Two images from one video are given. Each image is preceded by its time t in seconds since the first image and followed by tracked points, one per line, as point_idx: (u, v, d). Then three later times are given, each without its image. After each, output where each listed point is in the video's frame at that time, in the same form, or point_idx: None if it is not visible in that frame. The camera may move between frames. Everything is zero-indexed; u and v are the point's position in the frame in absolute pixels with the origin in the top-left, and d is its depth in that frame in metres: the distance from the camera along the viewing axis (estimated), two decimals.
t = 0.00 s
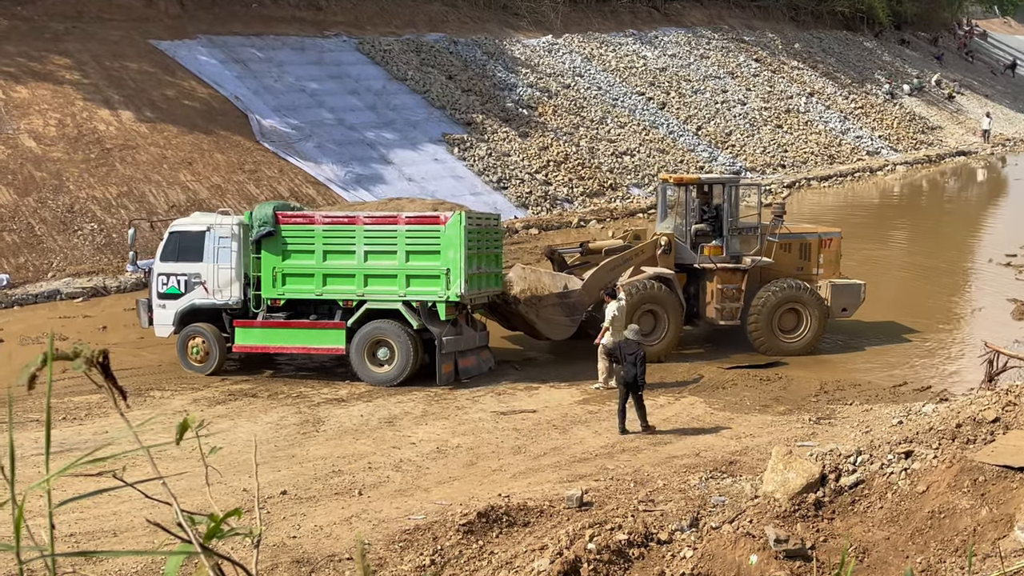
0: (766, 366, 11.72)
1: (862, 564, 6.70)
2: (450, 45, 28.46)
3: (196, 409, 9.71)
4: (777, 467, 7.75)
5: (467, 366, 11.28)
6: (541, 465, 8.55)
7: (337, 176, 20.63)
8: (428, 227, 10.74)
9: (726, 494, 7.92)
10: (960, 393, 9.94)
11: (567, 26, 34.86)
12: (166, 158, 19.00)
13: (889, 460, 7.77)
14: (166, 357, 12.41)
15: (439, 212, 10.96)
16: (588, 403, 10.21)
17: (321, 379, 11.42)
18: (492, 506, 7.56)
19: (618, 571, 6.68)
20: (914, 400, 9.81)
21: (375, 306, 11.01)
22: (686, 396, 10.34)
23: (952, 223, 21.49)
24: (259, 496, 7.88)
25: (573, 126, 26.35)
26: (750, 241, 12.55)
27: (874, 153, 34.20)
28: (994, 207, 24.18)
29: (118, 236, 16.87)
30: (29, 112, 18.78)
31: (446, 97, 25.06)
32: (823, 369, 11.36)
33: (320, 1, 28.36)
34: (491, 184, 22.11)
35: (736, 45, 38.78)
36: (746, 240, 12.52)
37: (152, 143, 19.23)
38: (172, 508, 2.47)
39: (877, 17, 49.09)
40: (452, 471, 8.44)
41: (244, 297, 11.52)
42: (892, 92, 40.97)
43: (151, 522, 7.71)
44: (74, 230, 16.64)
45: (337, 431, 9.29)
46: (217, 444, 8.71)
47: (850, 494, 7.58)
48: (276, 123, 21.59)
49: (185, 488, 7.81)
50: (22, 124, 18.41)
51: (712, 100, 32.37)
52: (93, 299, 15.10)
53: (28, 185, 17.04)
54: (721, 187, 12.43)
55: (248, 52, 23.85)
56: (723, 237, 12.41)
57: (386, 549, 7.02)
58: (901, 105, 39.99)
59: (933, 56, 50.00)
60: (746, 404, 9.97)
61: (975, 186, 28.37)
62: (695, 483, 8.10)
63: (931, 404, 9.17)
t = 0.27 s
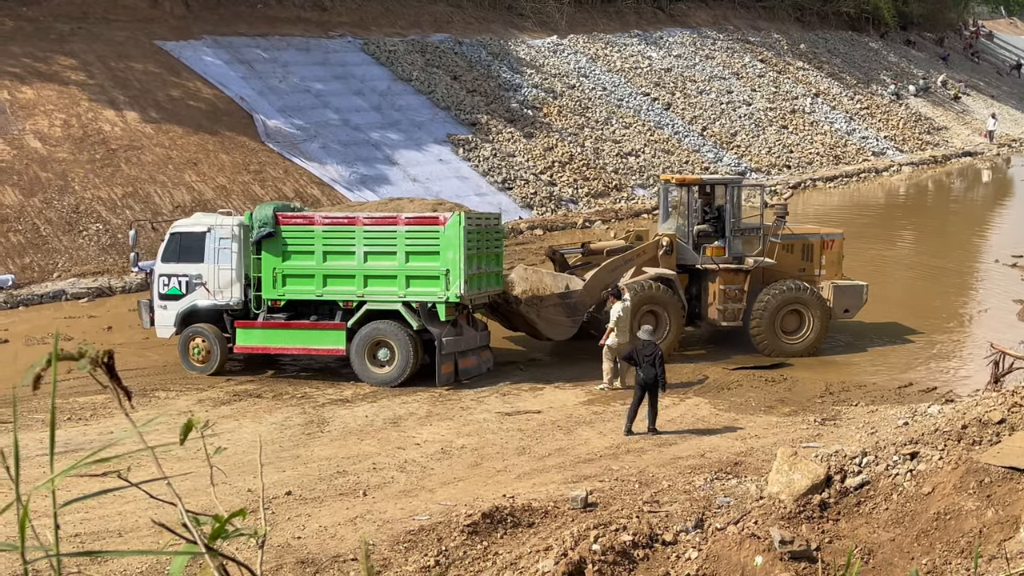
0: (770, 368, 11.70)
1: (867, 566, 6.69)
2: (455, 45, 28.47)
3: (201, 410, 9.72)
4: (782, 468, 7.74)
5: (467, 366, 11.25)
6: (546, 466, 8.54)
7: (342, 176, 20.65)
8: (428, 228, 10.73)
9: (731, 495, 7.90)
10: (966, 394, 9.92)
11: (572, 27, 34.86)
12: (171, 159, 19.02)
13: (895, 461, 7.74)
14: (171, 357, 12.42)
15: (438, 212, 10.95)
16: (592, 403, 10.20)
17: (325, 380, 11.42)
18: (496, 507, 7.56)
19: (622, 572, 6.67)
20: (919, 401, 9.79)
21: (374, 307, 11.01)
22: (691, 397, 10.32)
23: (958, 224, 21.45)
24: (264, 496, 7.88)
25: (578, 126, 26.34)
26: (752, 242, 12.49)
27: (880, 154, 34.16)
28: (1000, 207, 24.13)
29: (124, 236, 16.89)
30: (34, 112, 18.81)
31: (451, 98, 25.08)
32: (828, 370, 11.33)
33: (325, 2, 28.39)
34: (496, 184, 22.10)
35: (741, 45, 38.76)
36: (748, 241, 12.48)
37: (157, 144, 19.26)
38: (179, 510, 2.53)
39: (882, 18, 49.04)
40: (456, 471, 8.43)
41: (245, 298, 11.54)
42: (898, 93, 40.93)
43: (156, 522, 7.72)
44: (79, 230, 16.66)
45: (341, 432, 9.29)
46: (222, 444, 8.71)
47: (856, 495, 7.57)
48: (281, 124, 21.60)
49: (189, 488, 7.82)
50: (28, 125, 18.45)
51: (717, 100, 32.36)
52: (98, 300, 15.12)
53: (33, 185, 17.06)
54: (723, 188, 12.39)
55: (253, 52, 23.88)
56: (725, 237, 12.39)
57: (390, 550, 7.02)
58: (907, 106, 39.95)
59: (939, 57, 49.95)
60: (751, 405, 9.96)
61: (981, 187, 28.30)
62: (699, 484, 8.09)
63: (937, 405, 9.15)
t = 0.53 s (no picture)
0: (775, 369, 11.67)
1: (874, 568, 6.67)
2: (461, 46, 28.48)
3: (208, 410, 9.73)
4: (788, 470, 7.73)
5: (467, 367, 11.26)
6: (552, 467, 8.53)
7: (348, 177, 20.66)
8: (427, 229, 10.73)
9: (738, 496, 7.89)
10: (974, 396, 9.89)
11: (578, 27, 34.85)
12: (178, 159, 19.04)
13: (902, 463, 7.71)
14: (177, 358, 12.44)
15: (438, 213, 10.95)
16: (598, 405, 10.18)
17: (331, 380, 11.42)
18: (502, 508, 7.55)
19: (629, 573, 6.66)
20: (926, 403, 9.76)
21: (373, 308, 11.01)
22: (697, 398, 10.30)
23: (965, 226, 21.39)
24: (271, 497, 7.88)
25: (584, 127, 26.31)
26: (755, 243, 12.47)
27: (887, 155, 34.09)
28: (1007, 208, 24.06)
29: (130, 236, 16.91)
30: (41, 113, 18.85)
31: (457, 99, 25.08)
32: (833, 371, 11.30)
33: (331, 2, 28.42)
34: (502, 185, 22.10)
35: (748, 46, 38.71)
36: (751, 242, 12.46)
37: (164, 144, 19.28)
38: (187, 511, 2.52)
39: (890, 18, 48.95)
40: (463, 473, 8.43)
41: (246, 298, 11.54)
42: (905, 93, 40.85)
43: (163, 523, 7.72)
44: (85, 231, 16.68)
45: (347, 433, 9.28)
46: (228, 445, 8.71)
47: (862, 497, 7.55)
48: (287, 125, 21.62)
49: (196, 488, 7.83)
50: (34, 126, 18.48)
51: (723, 101, 32.32)
52: (105, 300, 15.15)
53: (40, 186, 17.09)
54: (726, 189, 12.37)
55: (259, 53, 23.91)
56: (728, 238, 12.39)
57: (397, 551, 7.01)
58: (914, 106, 39.87)
59: (946, 57, 49.85)
60: (757, 406, 9.93)
61: (988, 188, 28.21)
62: (706, 486, 8.08)
63: (944, 406, 9.13)
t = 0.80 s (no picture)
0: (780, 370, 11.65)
1: (880, 570, 6.66)
2: (467, 47, 28.49)
3: (214, 411, 9.74)
4: (795, 471, 7.72)
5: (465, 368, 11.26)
6: (558, 468, 8.53)
7: (354, 178, 20.67)
8: (424, 230, 10.70)
9: (744, 498, 7.88)
10: (981, 397, 9.86)
11: (585, 28, 34.86)
12: (184, 160, 19.06)
13: (909, 464, 7.69)
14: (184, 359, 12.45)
15: (436, 215, 10.92)
16: (604, 406, 10.17)
17: (337, 381, 11.42)
18: (508, 509, 7.54)
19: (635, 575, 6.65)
20: (933, 405, 9.74)
21: (371, 309, 11.00)
22: (703, 399, 10.29)
23: (972, 227, 21.33)
24: (277, 498, 7.89)
25: (590, 128, 26.30)
26: (757, 244, 12.46)
27: (894, 156, 34.02)
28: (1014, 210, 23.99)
29: (137, 236, 16.93)
30: (48, 114, 18.89)
31: (463, 100, 25.10)
32: (840, 373, 11.28)
33: (337, 3, 28.45)
34: (508, 186, 22.10)
35: (755, 46, 38.68)
36: (754, 243, 12.45)
37: (170, 145, 19.30)
38: (194, 511, 2.55)
39: (897, 19, 48.88)
40: (468, 474, 8.42)
41: (244, 299, 11.54)
42: (912, 94, 40.78)
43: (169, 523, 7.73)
44: (92, 232, 16.70)
45: (353, 434, 9.28)
46: (235, 446, 8.72)
47: (869, 498, 7.53)
48: (293, 126, 21.62)
49: (202, 489, 7.84)
50: (41, 126, 18.52)
51: (730, 102, 32.30)
52: (111, 301, 15.17)
53: (47, 187, 17.12)
54: (728, 190, 12.41)
55: (266, 54, 23.94)
56: (730, 239, 12.40)
57: (402, 552, 7.01)
58: (921, 107, 39.80)
59: (954, 58, 49.77)
60: (763, 408, 9.92)
61: (995, 189, 28.14)
62: (712, 487, 8.07)
63: (951, 408, 9.10)
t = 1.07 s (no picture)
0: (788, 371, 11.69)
1: (888, 572, 6.65)
2: (475, 48, 28.52)
3: (222, 411, 9.76)
4: (802, 473, 7.73)
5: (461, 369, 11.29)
6: (565, 469, 8.53)
7: (362, 179, 20.69)
8: (421, 232, 10.71)
9: (751, 499, 7.88)
10: (989, 399, 9.84)
11: (592, 29, 34.87)
12: (192, 161, 19.09)
13: (916, 466, 7.68)
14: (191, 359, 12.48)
15: (433, 216, 10.92)
16: (611, 407, 10.16)
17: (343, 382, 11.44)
18: (516, 510, 7.55)
19: None
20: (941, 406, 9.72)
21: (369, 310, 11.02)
22: (710, 400, 10.28)
23: (981, 228, 21.28)
24: (284, 498, 7.90)
25: (597, 129, 26.29)
26: (761, 246, 12.48)
27: (902, 157, 33.95)
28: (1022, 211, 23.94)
29: (144, 237, 16.96)
30: (57, 115, 18.94)
31: (470, 101, 25.12)
32: (848, 374, 11.26)
33: (345, 5, 28.50)
34: (515, 187, 22.12)
35: (762, 48, 38.65)
36: (756, 245, 12.46)
37: (178, 146, 19.34)
38: (203, 513, 2.57)
39: (905, 20, 48.80)
40: (476, 475, 8.43)
41: (242, 299, 11.55)
42: (920, 96, 40.72)
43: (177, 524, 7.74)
44: (100, 233, 16.74)
45: (361, 434, 9.29)
46: (242, 446, 8.73)
47: (877, 500, 7.53)
48: (301, 127, 21.65)
49: (210, 490, 7.86)
50: (50, 128, 18.57)
51: (738, 103, 32.26)
52: (120, 302, 15.21)
53: (55, 188, 17.17)
54: (731, 191, 12.39)
55: (273, 56, 23.99)
56: (733, 241, 12.36)
57: (409, 553, 7.02)
58: (929, 109, 39.73)
59: (962, 59, 49.68)
60: (771, 409, 9.90)
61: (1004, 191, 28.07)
62: (720, 489, 8.07)
63: (960, 410, 9.09)
